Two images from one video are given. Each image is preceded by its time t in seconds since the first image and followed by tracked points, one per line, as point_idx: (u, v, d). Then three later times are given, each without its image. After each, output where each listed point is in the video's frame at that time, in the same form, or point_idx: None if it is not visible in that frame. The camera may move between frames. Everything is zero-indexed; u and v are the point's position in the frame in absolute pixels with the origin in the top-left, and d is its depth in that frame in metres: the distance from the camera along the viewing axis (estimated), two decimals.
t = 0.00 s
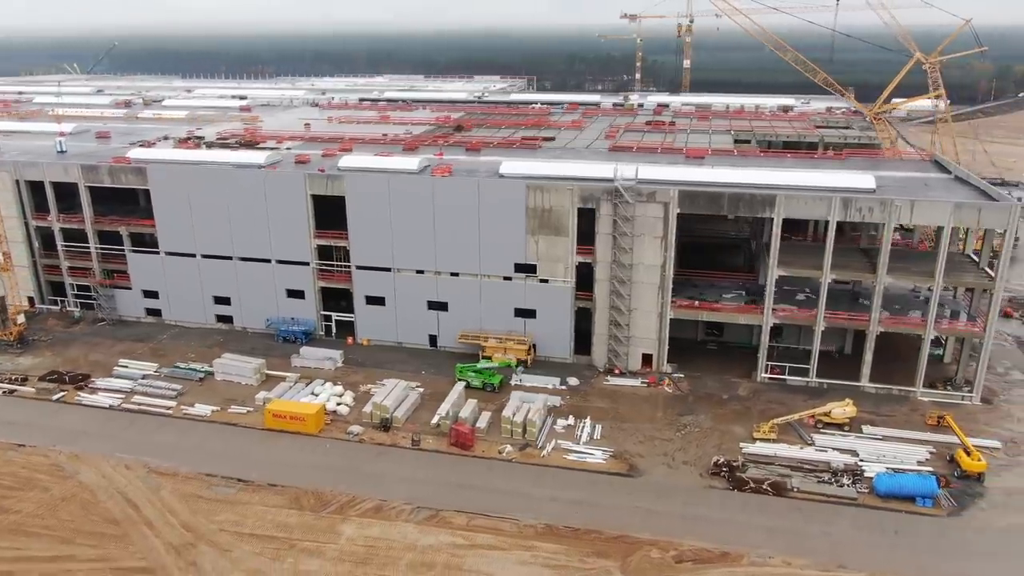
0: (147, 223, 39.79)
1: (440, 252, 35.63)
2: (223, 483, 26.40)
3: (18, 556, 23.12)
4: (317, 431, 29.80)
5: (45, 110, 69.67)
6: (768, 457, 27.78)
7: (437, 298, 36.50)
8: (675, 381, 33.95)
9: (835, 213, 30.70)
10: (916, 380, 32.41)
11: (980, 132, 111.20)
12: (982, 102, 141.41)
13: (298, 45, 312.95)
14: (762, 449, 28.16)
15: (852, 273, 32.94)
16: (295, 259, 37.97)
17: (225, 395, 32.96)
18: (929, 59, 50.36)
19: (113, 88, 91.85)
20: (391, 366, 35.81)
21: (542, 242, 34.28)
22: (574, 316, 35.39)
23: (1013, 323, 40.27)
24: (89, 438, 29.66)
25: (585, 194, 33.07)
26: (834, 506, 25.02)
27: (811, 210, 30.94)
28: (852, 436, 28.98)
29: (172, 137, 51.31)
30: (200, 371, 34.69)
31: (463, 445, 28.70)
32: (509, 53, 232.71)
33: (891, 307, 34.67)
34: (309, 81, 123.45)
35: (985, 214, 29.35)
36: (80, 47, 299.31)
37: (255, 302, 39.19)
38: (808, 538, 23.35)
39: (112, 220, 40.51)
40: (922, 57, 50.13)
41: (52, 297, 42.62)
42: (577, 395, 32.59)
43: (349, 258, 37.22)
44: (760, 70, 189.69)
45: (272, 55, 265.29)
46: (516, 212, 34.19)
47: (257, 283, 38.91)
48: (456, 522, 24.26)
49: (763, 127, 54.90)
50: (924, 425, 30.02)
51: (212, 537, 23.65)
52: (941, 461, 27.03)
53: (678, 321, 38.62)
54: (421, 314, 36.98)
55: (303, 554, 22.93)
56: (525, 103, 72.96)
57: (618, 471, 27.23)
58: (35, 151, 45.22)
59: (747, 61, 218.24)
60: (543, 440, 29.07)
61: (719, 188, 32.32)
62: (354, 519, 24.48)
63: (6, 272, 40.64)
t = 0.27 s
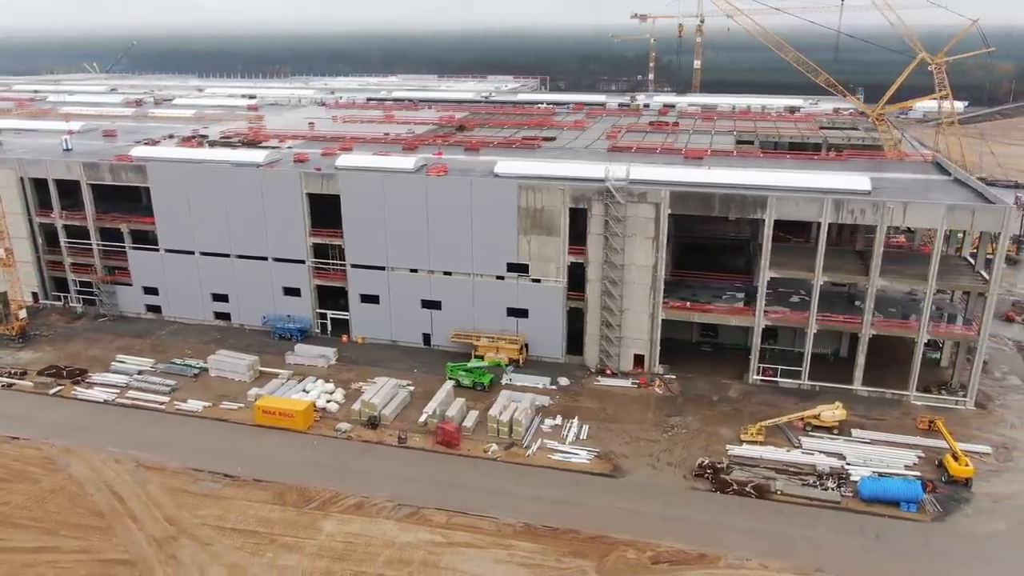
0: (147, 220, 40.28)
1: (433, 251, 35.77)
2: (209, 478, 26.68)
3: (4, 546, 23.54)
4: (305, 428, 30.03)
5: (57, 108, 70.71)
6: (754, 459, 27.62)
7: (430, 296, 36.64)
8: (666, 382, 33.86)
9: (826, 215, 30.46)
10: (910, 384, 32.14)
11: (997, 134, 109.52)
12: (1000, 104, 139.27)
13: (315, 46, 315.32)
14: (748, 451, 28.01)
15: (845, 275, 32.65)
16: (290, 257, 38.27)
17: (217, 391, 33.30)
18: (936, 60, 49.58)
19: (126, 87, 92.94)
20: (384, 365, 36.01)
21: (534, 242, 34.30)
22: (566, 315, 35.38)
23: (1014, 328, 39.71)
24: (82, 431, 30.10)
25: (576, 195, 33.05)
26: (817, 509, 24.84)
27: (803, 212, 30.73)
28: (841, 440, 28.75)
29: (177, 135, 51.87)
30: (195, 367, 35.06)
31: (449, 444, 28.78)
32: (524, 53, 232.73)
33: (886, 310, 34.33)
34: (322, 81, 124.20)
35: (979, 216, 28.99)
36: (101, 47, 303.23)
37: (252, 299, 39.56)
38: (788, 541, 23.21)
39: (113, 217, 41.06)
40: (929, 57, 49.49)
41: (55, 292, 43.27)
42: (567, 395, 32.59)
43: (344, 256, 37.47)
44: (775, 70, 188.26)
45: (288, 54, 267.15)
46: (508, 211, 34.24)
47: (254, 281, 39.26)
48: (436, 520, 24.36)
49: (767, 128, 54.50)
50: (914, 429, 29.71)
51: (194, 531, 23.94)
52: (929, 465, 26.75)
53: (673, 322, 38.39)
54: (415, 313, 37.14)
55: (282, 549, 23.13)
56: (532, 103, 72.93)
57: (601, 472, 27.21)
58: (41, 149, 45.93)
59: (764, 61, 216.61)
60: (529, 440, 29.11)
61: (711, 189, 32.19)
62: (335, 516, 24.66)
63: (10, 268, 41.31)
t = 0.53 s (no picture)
0: (139, 219, 40.57)
1: (419, 250, 35.88)
2: (188, 475, 26.88)
3: None
4: (287, 426, 30.21)
5: (59, 108, 71.32)
6: (732, 460, 27.59)
7: (416, 296, 36.76)
8: (649, 382, 33.85)
9: (809, 216, 30.35)
10: (894, 386, 32.03)
11: (1001, 135, 108.64)
12: (1007, 105, 138.18)
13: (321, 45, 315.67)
14: (726, 452, 27.98)
15: (829, 276, 32.54)
16: (279, 256, 38.47)
17: (203, 388, 33.52)
18: (931, 60, 49.09)
19: (128, 86, 93.55)
20: (370, 363, 36.15)
21: (519, 242, 34.36)
22: (551, 315, 35.43)
23: (1005, 330, 39.43)
24: (67, 428, 30.36)
25: (560, 195, 33.09)
26: (791, 510, 24.80)
27: (786, 212, 30.64)
28: (821, 441, 28.67)
29: (172, 135, 52.19)
30: (182, 365, 35.30)
31: (428, 442, 28.89)
32: (529, 53, 232.79)
33: (872, 311, 34.19)
34: (324, 81, 124.56)
35: (961, 217, 28.82)
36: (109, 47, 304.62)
37: (241, 298, 39.79)
38: (760, 543, 23.16)
39: (105, 215, 41.36)
40: (923, 58, 49.17)
41: (49, 290, 43.62)
42: (549, 395, 32.62)
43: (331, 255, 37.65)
44: (780, 71, 187.34)
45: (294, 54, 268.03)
46: (493, 211, 34.32)
47: (243, 279, 39.50)
48: (410, 518, 24.46)
49: (762, 129, 54.29)
50: (896, 431, 29.58)
51: (170, 527, 24.12)
52: (908, 468, 26.64)
53: (659, 322, 38.42)
54: (402, 312, 37.26)
55: (255, 546, 23.26)
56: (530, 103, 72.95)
57: (579, 471, 27.23)
58: (36, 148, 46.30)
59: (771, 61, 215.76)
60: (509, 439, 29.17)
61: (694, 190, 32.16)
62: (310, 513, 24.79)
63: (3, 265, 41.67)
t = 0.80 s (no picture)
0: (137, 216, 41.00)
1: (410, 249, 36.01)
2: (174, 470, 27.17)
3: None
4: (275, 423, 30.45)
5: (68, 107, 72.20)
6: (715, 462, 27.50)
7: (408, 294, 36.90)
8: (638, 383, 33.79)
9: (798, 217, 30.15)
10: (884, 389, 31.72)
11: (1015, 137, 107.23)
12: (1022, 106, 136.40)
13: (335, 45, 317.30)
14: (710, 453, 27.88)
15: (820, 278, 32.31)
16: (273, 254, 38.73)
17: (195, 385, 33.84)
18: (934, 61, 48.74)
19: (139, 85, 94.49)
20: (361, 362, 36.34)
21: (509, 242, 34.40)
22: (541, 315, 35.44)
23: (1003, 334, 38.96)
24: (59, 422, 30.76)
25: (550, 194, 33.10)
26: (772, 513, 24.68)
27: (775, 213, 30.47)
28: (807, 444, 28.49)
29: (175, 134, 52.68)
30: (176, 361, 35.65)
31: (413, 441, 29.02)
32: (541, 53, 232.73)
33: (864, 313, 33.93)
34: (333, 81, 125.19)
35: (951, 219, 28.53)
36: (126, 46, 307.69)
37: (237, 295, 40.11)
38: (737, 545, 23.06)
39: (105, 213, 41.82)
40: (926, 59, 48.68)
41: (50, 286, 44.19)
42: (537, 395, 32.64)
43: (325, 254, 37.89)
44: (793, 71, 185.91)
45: (308, 54, 269.53)
46: (483, 211, 34.39)
47: (239, 277, 39.82)
48: (389, 515, 24.58)
49: (763, 129, 53.96)
50: (884, 435, 29.33)
51: (152, 521, 24.38)
52: (893, 471, 26.41)
53: (652, 323, 38.33)
54: (394, 311, 37.42)
55: (234, 541, 23.45)
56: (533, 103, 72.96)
57: (561, 471, 27.24)
58: (40, 146, 46.93)
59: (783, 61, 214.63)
60: (493, 438, 29.23)
61: (683, 190, 32.06)
62: (291, 509, 24.97)
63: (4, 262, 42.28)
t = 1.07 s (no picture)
0: (135, 214, 41.44)
1: (402, 248, 36.17)
2: (160, 465, 27.46)
3: None
4: (263, 419, 30.70)
5: (77, 106, 72.99)
6: (699, 463, 27.41)
7: (400, 293, 37.06)
8: (628, 384, 33.74)
9: (787, 218, 29.99)
10: (875, 392, 31.46)
11: None
12: None
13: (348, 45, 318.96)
14: (695, 455, 27.79)
15: (811, 280, 32.11)
16: (268, 252, 39.03)
17: (187, 381, 34.17)
18: (936, 61, 48.34)
19: (149, 84, 95.34)
20: (353, 360, 36.53)
21: (500, 241, 34.46)
22: (532, 315, 35.48)
23: (1001, 338, 38.53)
24: (52, 417, 31.17)
25: (540, 194, 33.14)
26: (752, 515, 24.57)
27: (764, 214, 30.33)
28: (793, 446, 28.33)
29: (177, 132, 53.17)
30: (170, 358, 36.01)
31: (398, 439, 29.15)
32: (553, 53, 232.51)
33: (856, 316, 33.68)
34: (342, 80, 125.74)
35: (941, 220, 28.28)
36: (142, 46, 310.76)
37: (233, 293, 40.45)
38: (715, 547, 22.98)
39: (104, 210, 42.30)
40: (929, 59, 48.19)
41: (51, 283, 44.76)
42: (525, 394, 32.68)
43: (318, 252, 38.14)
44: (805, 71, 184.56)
45: (321, 53, 270.96)
46: (475, 210, 34.47)
47: (235, 275, 40.16)
48: (369, 512, 24.72)
49: (764, 130, 53.63)
50: (872, 438, 29.10)
51: (135, 515, 24.65)
52: (877, 475, 26.20)
53: (644, 324, 38.18)
54: (386, 309, 37.59)
55: (215, 536, 23.67)
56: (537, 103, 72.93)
57: (544, 471, 27.25)
58: (43, 144, 47.56)
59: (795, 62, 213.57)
60: (479, 437, 29.30)
61: (673, 191, 31.99)
62: (273, 506, 25.15)
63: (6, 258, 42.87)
